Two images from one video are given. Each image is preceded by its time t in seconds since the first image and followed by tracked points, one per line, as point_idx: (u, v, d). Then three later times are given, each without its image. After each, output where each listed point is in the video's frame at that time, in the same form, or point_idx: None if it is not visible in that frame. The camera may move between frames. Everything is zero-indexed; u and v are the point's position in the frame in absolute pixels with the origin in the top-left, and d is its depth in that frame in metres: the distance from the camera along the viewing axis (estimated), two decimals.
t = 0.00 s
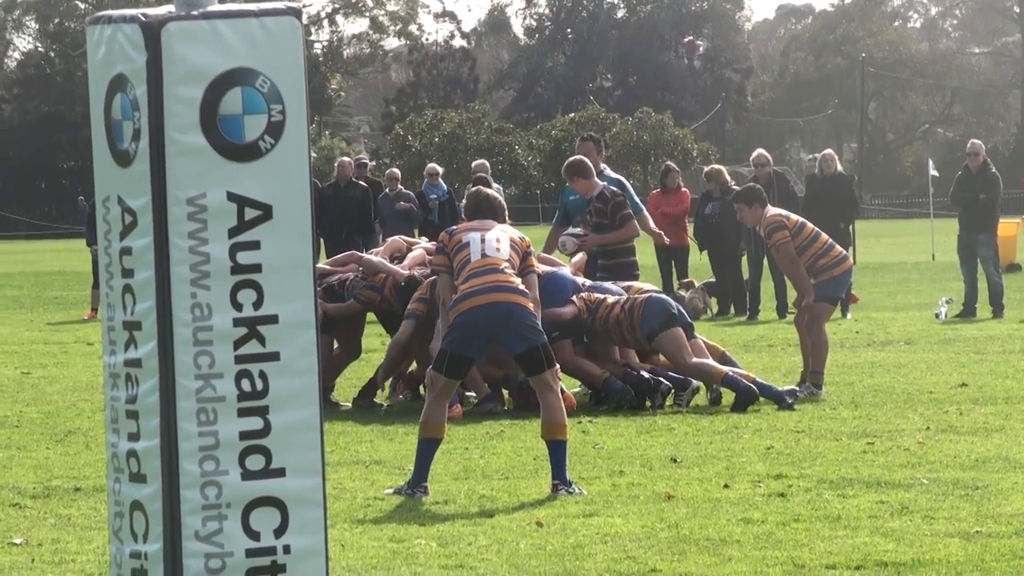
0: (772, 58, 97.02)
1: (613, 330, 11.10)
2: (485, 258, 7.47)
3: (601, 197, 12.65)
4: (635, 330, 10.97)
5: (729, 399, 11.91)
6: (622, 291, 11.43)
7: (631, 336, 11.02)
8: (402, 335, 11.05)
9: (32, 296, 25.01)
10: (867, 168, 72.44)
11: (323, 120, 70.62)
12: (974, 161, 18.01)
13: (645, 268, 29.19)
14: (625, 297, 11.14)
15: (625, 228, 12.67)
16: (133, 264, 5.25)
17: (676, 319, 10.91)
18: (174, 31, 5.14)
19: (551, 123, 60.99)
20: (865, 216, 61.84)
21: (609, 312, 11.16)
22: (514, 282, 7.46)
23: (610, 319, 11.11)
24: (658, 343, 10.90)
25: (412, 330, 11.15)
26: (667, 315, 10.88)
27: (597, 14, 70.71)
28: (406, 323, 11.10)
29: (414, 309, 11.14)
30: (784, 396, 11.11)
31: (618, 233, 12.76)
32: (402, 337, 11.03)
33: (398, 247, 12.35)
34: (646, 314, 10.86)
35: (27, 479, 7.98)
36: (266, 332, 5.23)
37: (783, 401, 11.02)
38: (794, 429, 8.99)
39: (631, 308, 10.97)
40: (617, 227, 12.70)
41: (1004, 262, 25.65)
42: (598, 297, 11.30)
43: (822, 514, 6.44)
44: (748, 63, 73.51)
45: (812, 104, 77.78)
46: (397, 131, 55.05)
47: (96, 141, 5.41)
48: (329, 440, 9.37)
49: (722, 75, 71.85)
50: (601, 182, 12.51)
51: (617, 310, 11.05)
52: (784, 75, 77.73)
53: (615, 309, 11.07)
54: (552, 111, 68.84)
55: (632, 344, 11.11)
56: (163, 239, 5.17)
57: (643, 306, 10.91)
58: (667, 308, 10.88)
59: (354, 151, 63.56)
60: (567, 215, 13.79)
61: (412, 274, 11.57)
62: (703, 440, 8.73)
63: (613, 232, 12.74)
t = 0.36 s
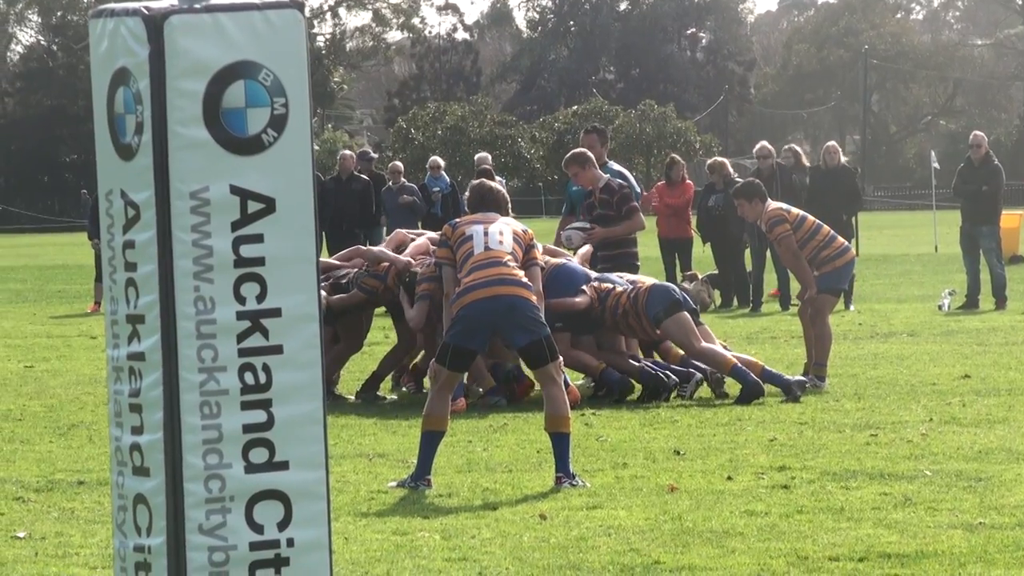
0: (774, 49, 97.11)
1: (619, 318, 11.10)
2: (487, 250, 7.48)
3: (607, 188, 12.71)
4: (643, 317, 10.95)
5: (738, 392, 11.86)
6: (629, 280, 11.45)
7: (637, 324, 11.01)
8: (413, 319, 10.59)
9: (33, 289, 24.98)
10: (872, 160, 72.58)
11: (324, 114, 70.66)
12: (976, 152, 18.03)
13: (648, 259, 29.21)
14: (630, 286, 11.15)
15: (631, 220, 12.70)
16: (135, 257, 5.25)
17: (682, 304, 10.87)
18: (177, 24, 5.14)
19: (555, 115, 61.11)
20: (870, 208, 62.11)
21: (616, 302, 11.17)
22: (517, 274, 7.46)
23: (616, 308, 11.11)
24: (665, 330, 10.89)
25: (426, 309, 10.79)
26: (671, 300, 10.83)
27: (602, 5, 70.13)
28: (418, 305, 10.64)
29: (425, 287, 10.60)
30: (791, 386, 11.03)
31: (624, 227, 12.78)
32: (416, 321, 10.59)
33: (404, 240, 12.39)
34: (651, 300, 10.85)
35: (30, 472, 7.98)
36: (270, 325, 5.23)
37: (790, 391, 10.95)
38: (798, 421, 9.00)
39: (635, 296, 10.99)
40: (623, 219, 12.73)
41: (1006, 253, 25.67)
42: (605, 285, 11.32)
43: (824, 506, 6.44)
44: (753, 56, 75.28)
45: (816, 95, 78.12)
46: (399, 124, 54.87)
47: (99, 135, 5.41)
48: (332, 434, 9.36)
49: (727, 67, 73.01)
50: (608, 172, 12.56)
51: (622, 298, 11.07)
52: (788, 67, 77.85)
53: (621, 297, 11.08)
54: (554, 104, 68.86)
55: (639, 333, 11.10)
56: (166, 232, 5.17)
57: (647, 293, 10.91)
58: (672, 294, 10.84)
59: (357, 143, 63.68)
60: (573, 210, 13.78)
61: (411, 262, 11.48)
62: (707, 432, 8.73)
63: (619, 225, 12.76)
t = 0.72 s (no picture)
0: (775, 43, 97.16)
1: (621, 307, 11.10)
2: (489, 245, 7.48)
3: (608, 182, 12.68)
4: (645, 309, 10.97)
5: (740, 387, 11.87)
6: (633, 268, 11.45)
7: (640, 315, 11.03)
8: (407, 319, 10.94)
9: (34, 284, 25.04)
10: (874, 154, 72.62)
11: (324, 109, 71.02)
12: (978, 146, 18.04)
13: (650, 254, 29.23)
14: (632, 274, 11.17)
15: (634, 214, 12.71)
16: (137, 252, 5.24)
17: (683, 297, 10.94)
18: (179, 19, 5.13)
19: (556, 109, 61.30)
20: (873, 202, 62.25)
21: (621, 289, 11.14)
22: (518, 268, 7.45)
23: (620, 297, 11.11)
24: (669, 323, 10.92)
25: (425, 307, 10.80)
26: (674, 293, 10.90)
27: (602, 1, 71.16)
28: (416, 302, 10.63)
29: (420, 289, 11.05)
30: (792, 382, 11.03)
31: (626, 221, 12.80)
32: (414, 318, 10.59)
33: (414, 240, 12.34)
34: (654, 293, 10.88)
35: (31, 468, 7.97)
36: (272, 320, 5.23)
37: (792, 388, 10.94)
38: (799, 415, 8.99)
39: (638, 286, 10.99)
40: (626, 213, 12.73)
41: (1008, 247, 25.67)
42: (610, 271, 11.34)
43: (826, 500, 6.44)
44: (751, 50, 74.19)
45: (817, 90, 78.22)
46: (401, 120, 55.23)
47: (101, 130, 5.40)
48: (334, 429, 9.35)
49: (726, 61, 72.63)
50: (609, 166, 12.53)
51: (626, 287, 11.05)
52: (790, 60, 77.97)
53: (624, 285, 11.08)
54: (556, 99, 69.39)
55: (641, 323, 11.11)
56: (168, 227, 5.17)
57: (649, 283, 10.95)
58: (674, 286, 10.91)
59: (357, 138, 64.01)
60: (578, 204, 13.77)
61: (414, 260, 11.39)
62: (708, 427, 8.73)
63: (622, 219, 12.78)
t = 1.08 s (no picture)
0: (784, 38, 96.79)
1: (623, 309, 10.94)
2: (490, 244, 7.29)
3: (609, 184, 12.46)
4: (647, 313, 10.81)
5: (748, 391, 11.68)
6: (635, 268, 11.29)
7: (643, 318, 10.86)
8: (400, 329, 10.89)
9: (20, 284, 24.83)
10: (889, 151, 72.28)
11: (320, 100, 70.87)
12: (998, 142, 17.84)
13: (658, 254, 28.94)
14: (634, 275, 11.00)
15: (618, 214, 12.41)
16: (124, 251, 5.03)
17: (687, 300, 10.78)
18: (169, 9, 4.93)
19: (560, 103, 61.09)
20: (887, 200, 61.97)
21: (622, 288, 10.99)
22: (519, 268, 7.27)
23: (620, 299, 10.94)
24: (673, 326, 10.75)
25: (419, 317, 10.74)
26: (677, 296, 10.75)
27: None
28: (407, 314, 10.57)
29: (413, 300, 11.02)
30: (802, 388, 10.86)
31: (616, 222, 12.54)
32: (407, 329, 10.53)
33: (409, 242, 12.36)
34: (656, 297, 10.73)
35: (14, 476, 7.81)
36: (264, 322, 5.04)
37: (802, 394, 10.75)
38: (812, 421, 8.78)
39: (640, 288, 10.82)
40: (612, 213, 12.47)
41: None
42: (610, 272, 11.19)
43: (840, 509, 6.23)
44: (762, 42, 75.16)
45: (830, 83, 77.87)
46: (397, 113, 55.64)
47: (87, 123, 5.20)
48: (327, 436, 9.16)
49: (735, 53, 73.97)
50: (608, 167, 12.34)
51: (628, 289, 10.89)
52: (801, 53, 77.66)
53: (626, 286, 10.91)
54: (559, 92, 69.65)
55: (644, 326, 10.94)
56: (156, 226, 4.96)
57: (651, 286, 10.79)
58: (677, 287, 10.78)
59: (352, 132, 63.91)
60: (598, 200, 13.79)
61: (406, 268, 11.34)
62: (717, 433, 8.52)
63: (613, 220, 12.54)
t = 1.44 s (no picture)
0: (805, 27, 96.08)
1: (632, 322, 10.57)
2: (492, 246, 7.11)
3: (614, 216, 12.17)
4: (658, 322, 10.46)
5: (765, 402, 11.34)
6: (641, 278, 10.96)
7: (652, 329, 10.50)
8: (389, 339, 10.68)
9: None
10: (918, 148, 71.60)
11: (308, 93, 70.39)
12: None
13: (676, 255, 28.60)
14: (643, 284, 10.65)
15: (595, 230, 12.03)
16: (102, 253, 4.74)
17: (700, 308, 10.43)
18: None
19: (566, 96, 60.69)
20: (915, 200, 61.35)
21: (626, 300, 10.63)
22: (523, 271, 7.10)
23: (629, 311, 10.58)
24: (686, 335, 10.42)
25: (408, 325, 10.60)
26: (689, 304, 10.40)
27: None
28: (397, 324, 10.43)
29: (403, 307, 10.80)
30: (823, 400, 10.56)
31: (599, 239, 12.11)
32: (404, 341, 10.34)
33: (399, 240, 12.09)
34: (668, 306, 10.38)
35: None
36: (250, 329, 4.74)
37: (823, 405, 10.45)
38: (835, 435, 8.50)
39: (650, 298, 10.47)
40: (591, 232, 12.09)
41: None
42: (613, 284, 10.84)
43: (864, 529, 6.06)
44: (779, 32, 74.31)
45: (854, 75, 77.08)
46: (393, 107, 55.46)
47: (63, 117, 4.90)
48: (320, 449, 8.98)
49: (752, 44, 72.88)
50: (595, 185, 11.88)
51: (636, 300, 10.53)
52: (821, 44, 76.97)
53: (633, 295, 10.58)
54: (564, 83, 69.60)
55: (654, 338, 10.59)
56: (135, 226, 4.66)
57: (661, 295, 10.43)
58: (689, 294, 10.43)
59: (342, 124, 63.63)
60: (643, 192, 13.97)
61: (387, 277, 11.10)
62: (734, 447, 8.24)
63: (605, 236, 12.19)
